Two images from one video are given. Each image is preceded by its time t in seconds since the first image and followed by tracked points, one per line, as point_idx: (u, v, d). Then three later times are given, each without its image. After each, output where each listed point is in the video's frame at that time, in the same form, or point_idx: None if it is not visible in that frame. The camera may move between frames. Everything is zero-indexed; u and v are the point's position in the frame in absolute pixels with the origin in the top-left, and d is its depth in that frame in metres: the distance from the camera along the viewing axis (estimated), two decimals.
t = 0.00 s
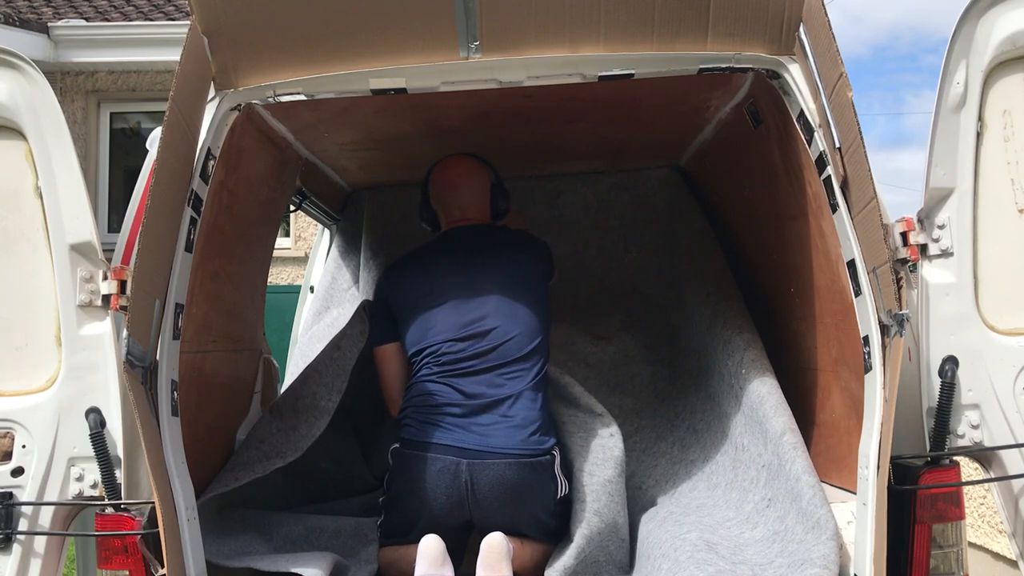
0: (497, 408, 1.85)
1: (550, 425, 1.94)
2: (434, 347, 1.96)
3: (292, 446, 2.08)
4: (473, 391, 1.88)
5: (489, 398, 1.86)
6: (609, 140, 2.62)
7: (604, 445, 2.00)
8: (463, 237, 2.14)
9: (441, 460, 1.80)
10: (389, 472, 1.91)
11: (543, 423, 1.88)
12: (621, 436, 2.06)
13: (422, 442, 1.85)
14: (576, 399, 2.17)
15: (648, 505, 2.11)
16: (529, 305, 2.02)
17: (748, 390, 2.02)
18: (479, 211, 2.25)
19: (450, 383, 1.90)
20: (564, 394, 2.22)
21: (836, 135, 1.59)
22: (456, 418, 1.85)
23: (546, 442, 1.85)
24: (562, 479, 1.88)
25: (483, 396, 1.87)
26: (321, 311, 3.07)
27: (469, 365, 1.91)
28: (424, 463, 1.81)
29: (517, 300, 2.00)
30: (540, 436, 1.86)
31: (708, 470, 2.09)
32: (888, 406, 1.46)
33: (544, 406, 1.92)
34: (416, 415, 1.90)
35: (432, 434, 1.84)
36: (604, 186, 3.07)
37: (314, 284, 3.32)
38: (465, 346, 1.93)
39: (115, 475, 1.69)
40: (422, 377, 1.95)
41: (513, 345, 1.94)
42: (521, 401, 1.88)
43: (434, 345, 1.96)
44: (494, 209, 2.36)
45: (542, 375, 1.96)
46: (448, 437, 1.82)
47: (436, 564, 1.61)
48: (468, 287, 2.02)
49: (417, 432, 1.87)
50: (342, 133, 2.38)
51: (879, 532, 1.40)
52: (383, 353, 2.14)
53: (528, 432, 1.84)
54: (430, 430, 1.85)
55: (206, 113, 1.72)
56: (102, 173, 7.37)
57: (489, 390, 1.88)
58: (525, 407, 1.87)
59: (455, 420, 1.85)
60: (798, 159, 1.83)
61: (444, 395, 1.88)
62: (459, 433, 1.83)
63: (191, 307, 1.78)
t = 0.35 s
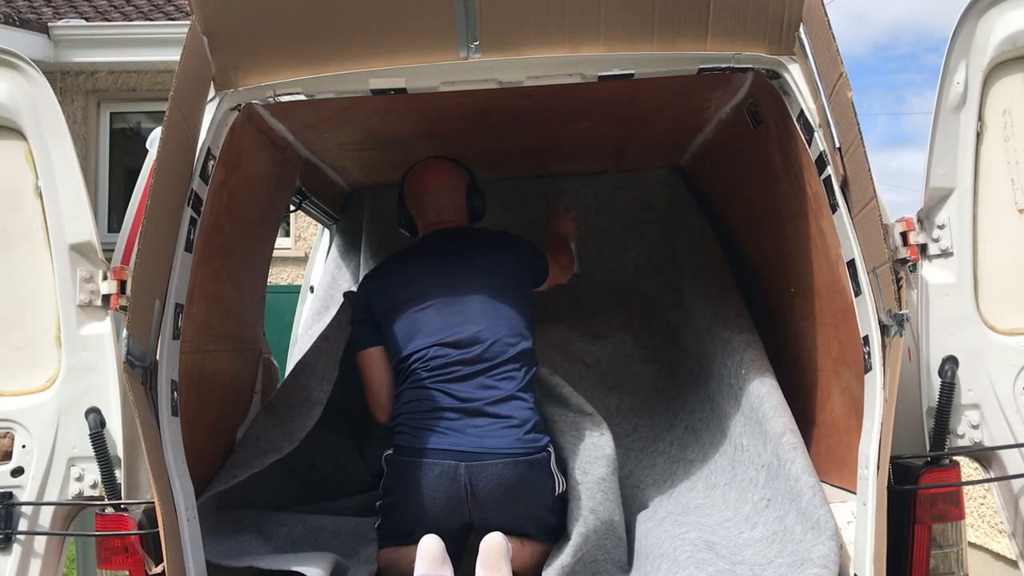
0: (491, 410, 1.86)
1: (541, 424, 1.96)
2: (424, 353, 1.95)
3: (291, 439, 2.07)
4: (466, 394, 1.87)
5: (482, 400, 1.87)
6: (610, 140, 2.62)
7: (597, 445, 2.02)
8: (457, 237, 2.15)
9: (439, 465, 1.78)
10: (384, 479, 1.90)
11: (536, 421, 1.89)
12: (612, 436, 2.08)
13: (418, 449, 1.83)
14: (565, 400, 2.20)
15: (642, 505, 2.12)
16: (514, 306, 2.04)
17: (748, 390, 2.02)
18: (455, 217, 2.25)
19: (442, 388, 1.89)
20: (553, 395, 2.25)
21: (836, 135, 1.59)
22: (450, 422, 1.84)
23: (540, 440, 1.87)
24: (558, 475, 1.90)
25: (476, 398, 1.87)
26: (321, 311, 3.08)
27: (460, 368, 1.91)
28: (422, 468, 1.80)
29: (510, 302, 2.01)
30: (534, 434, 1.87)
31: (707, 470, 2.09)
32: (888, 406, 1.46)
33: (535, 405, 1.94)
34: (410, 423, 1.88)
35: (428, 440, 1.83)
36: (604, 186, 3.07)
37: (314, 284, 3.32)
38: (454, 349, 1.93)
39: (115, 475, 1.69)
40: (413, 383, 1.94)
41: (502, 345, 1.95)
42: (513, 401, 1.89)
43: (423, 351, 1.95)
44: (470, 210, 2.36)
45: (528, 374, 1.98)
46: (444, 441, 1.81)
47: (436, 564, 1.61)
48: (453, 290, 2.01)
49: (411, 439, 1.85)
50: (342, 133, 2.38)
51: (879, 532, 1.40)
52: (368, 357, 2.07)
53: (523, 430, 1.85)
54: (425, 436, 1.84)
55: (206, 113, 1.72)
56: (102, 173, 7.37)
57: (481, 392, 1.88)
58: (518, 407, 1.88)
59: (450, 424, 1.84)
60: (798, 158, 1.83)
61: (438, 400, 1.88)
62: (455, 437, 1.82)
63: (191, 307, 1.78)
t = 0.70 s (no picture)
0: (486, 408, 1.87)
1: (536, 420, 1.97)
2: (416, 353, 1.94)
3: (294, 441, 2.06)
4: (461, 393, 1.88)
5: (478, 397, 1.88)
6: (610, 140, 2.62)
7: (600, 446, 2.03)
8: (453, 237, 2.15)
9: (438, 464, 1.78)
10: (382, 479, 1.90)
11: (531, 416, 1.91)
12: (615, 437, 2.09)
13: (416, 449, 1.83)
14: (568, 401, 2.21)
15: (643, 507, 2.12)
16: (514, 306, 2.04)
17: (748, 390, 2.02)
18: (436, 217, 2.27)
19: (437, 388, 1.89)
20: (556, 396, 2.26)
21: (836, 135, 1.59)
22: (447, 421, 1.84)
23: (537, 435, 1.88)
24: (557, 471, 1.91)
25: (471, 397, 1.87)
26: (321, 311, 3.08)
27: (453, 367, 1.91)
28: (421, 468, 1.80)
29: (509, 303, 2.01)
30: (530, 429, 1.89)
31: (707, 470, 2.09)
32: (888, 406, 1.46)
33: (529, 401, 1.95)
34: (406, 424, 1.88)
35: (425, 440, 1.83)
36: (604, 186, 3.07)
37: (314, 284, 3.33)
38: (446, 348, 1.93)
39: (115, 475, 1.69)
40: (407, 383, 1.94)
41: (495, 342, 1.96)
42: (508, 397, 1.90)
43: (415, 351, 1.94)
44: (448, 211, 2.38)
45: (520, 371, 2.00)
46: (442, 440, 1.81)
47: (437, 565, 1.61)
48: (446, 290, 2.01)
49: (408, 440, 1.85)
50: (342, 133, 2.37)
51: (879, 533, 1.40)
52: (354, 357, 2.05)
53: (519, 425, 1.86)
54: (422, 437, 1.84)
55: (206, 113, 1.72)
56: (102, 173, 7.37)
57: (475, 390, 1.89)
58: (514, 402, 1.90)
59: (447, 423, 1.84)
60: (798, 158, 1.83)
61: (433, 400, 1.88)
62: (453, 436, 1.82)
63: (191, 307, 1.78)
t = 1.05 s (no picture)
0: (483, 395, 1.90)
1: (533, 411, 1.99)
2: (414, 343, 1.97)
3: (293, 443, 2.07)
4: (459, 381, 1.91)
5: (476, 384, 1.91)
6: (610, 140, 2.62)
7: (603, 446, 2.03)
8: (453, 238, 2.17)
9: (437, 451, 1.80)
10: (382, 471, 1.91)
11: (529, 404, 1.93)
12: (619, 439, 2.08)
13: (416, 437, 1.84)
14: (571, 403, 2.21)
15: (644, 508, 2.12)
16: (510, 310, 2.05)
17: (748, 390, 2.02)
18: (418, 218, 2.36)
19: (436, 376, 1.92)
20: (558, 398, 2.26)
21: (836, 135, 1.59)
22: (446, 409, 1.87)
23: (535, 422, 1.90)
24: (552, 463, 1.91)
25: (469, 384, 1.90)
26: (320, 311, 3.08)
27: (451, 355, 1.94)
28: (421, 457, 1.81)
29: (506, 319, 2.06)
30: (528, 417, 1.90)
31: (707, 469, 2.09)
32: (888, 406, 1.46)
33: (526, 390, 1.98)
34: (406, 414, 1.90)
35: (425, 428, 1.85)
36: (604, 187, 3.07)
37: (314, 284, 3.33)
38: (444, 338, 1.96)
39: (115, 475, 1.69)
40: (405, 374, 1.96)
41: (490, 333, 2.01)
42: (504, 385, 1.93)
43: (412, 342, 1.97)
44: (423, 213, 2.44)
45: (516, 362, 2.04)
46: (441, 427, 1.83)
47: (436, 564, 1.61)
48: (437, 288, 2.03)
49: (408, 429, 1.87)
50: (341, 133, 2.37)
51: (879, 532, 1.40)
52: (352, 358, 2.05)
53: (517, 412, 1.88)
54: (422, 425, 1.86)
55: (206, 113, 1.72)
56: (102, 173, 7.37)
57: (473, 378, 1.92)
58: (510, 389, 1.93)
59: (446, 411, 1.86)
60: (798, 158, 1.83)
61: (432, 388, 1.90)
62: (452, 423, 1.84)
63: (191, 307, 1.78)
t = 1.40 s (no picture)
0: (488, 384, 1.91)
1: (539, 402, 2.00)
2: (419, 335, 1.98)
3: (307, 431, 2.08)
4: (463, 370, 1.92)
5: (480, 373, 1.91)
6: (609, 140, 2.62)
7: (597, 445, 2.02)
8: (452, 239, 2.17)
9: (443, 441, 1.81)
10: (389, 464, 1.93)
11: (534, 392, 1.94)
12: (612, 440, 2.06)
13: (423, 428, 1.86)
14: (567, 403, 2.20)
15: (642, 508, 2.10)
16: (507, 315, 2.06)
17: (748, 391, 2.02)
18: (411, 225, 2.38)
19: (441, 366, 1.93)
20: (554, 399, 2.25)
21: (836, 135, 1.59)
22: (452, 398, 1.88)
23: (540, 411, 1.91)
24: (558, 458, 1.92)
25: (474, 374, 1.91)
26: (320, 312, 3.08)
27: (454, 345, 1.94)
28: (427, 449, 1.82)
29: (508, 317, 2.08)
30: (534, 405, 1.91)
31: (707, 470, 2.09)
32: (888, 406, 1.46)
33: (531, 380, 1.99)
34: (412, 405, 1.91)
35: (431, 419, 1.86)
36: (604, 187, 3.07)
37: (314, 283, 3.32)
38: (447, 329, 1.97)
39: (115, 475, 1.69)
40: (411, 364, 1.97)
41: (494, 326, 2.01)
42: (508, 375, 1.94)
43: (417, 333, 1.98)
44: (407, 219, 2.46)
45: (519, 348, 2.04)
46: (447, 417, 1.84)
47: (439, 564, 1.61)
48: (439, 291, 2.05)
49: (415, 420, 1.88)
50: (341, 133, 2.37)
51: (879, 532, 1.40)
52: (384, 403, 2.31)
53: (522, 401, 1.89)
54: (428, 415, 1.87)
55: (206, 113, 1.72)
56: (102, 173, 7.37)
57: (478, 367, 1.93)
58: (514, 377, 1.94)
59: (452, 400, 1.87)
60: (798, 158, 1.83)
61: (438, 379, 1.91)
62: (458, 413, 1.85)
63: (191, 307, 1.78)
